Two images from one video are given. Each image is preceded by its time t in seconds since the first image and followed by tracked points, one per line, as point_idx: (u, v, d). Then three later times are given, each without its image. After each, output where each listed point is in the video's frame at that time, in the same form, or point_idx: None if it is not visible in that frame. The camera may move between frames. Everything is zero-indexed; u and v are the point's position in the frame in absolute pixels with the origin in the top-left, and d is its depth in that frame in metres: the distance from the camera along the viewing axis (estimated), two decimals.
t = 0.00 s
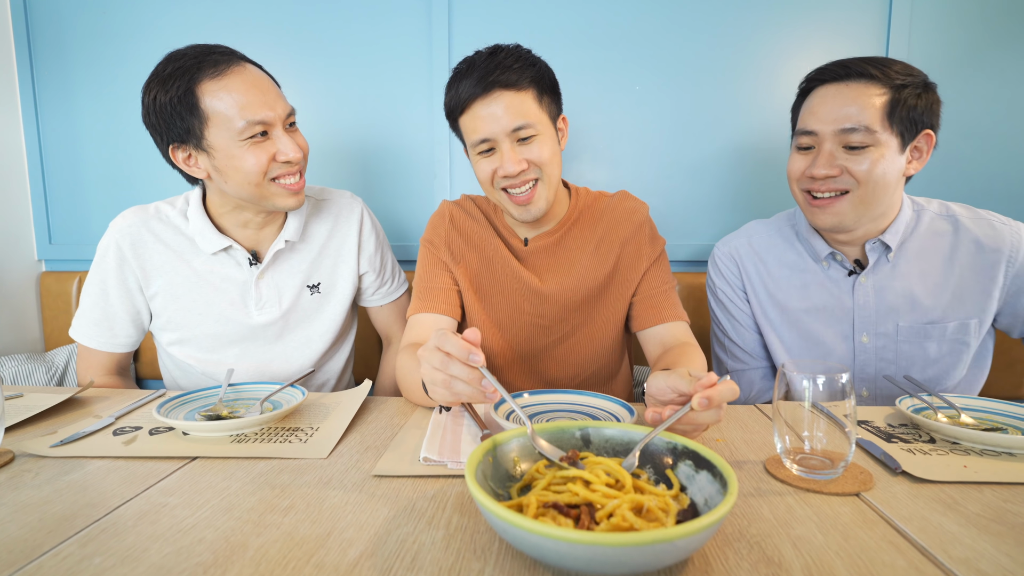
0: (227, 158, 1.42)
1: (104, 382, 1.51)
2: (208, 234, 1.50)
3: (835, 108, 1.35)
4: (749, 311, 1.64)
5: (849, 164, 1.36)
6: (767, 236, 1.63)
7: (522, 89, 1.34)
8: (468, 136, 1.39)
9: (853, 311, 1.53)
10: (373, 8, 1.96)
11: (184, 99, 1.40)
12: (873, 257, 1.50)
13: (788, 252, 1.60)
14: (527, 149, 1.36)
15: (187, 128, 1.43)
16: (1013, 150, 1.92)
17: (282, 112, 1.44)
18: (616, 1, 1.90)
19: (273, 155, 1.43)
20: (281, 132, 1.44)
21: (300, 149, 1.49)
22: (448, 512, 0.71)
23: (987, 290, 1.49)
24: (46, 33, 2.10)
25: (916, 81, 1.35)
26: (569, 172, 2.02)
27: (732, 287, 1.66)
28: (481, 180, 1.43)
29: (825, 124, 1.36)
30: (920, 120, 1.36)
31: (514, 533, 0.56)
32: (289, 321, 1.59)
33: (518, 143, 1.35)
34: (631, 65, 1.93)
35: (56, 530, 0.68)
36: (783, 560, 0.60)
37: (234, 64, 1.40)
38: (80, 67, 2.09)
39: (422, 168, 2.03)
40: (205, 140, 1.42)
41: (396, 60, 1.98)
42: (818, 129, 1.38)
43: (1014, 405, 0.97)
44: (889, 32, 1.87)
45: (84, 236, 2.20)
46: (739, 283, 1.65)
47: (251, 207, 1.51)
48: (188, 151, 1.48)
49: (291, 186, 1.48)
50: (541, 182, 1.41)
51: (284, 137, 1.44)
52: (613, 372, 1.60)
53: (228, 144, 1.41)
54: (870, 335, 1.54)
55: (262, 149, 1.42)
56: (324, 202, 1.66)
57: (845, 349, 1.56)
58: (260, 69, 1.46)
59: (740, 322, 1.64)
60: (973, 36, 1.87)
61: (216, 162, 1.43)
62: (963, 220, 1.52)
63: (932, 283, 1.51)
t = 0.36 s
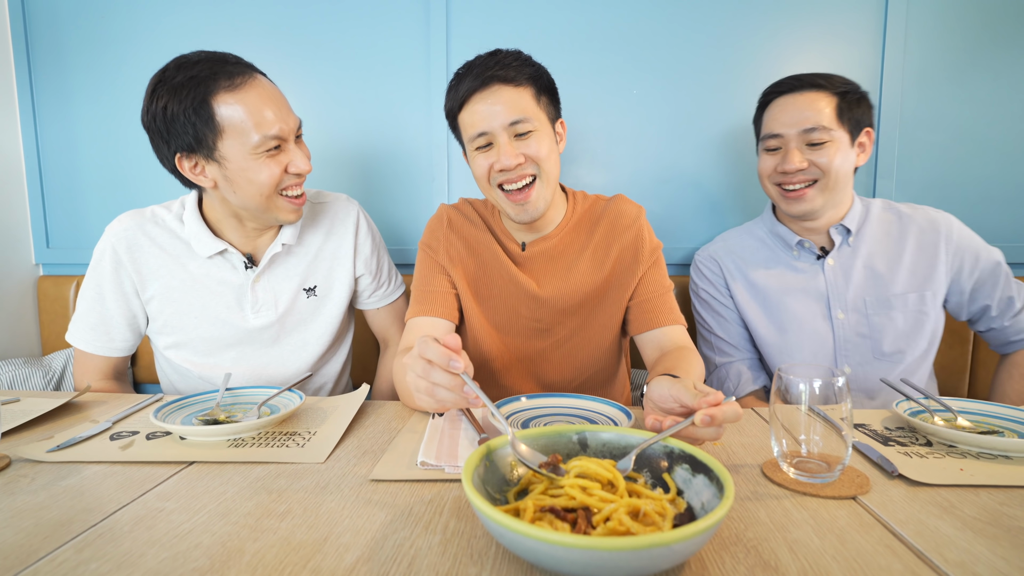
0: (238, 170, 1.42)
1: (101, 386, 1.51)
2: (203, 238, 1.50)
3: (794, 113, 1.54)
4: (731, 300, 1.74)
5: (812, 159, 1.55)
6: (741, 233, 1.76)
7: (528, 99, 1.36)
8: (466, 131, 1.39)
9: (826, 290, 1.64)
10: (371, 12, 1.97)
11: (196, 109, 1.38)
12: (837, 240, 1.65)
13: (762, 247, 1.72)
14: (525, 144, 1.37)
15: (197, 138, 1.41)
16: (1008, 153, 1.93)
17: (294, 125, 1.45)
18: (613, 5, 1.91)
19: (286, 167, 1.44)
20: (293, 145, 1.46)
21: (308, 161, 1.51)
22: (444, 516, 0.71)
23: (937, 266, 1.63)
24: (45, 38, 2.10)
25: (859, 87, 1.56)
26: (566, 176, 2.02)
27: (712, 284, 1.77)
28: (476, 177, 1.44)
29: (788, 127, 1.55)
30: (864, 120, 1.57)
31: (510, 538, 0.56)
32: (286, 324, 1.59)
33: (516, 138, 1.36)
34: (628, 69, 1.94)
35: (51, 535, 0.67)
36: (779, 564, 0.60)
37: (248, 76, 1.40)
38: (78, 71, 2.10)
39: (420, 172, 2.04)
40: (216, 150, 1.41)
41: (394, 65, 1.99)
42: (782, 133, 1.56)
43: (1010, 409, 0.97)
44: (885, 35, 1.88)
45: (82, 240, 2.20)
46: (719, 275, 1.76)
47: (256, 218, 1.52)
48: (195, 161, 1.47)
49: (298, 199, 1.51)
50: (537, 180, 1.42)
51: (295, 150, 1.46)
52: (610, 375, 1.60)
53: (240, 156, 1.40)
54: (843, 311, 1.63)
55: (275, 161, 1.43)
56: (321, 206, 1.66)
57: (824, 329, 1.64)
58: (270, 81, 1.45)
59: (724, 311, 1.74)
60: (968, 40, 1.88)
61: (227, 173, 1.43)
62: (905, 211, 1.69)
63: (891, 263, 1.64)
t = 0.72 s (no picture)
0: (227, 159, 1.41)
1: (95, 386, 1.51)
2: (198, 235, 1.50)
3: (788, 119, 1.58)
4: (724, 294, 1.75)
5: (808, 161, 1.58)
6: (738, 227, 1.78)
7: (524, 96, 1.36)
8: (464, 134, 1.39)
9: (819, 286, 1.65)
10: (368, 13, 1.97)
11: (191, 95, 1.38)
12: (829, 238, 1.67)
13: (758, 243, 1.73)
14: (522, 147, 1.38)
15: (191, 125, 1.42)
16: (999, 155, 1.95)
17: (290, 121, 1.44)
18: (608, 7, 1.92)
19: (275, 160, 1.43)
20: (286, 140, 1.45)
21: (302, 157, 1.50)
22: (439, 514, 0.72)
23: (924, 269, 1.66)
24: (39, 38, 2.09)
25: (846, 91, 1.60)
26: (562, 177, 2.03)
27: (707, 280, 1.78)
28: (474, 180, 1.44)
29: (784, 132, 1.58)
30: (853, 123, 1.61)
31: (505, 536, 0.57)
32: (280, 323, 1.59)
33: (513, 140, 1.37)
34: (624, 71, 1.95)
35: (46, 535, 0.67)
36: (770, 560, 0.60)
37: (249, 70, 1.40)
38: (73, 71, 2.09)
39: (416, 173, 2.04)
40: (209, 138, 1.41)
41: (390, 66, 1.99)
42: (779, 136, 1.59)
43: (1000, 408, 0.98)
44: (878, 39, 1.89)
45: (76, 240, 2.19)
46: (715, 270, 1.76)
47: (246, 212, 1.51)
48: (189, 146, 1.47)
49: (287, 193, 1.49)
50: (535, 182, 1.43)
51: (287, 145, 1.45)
52: (605, 376, 1.60)
53: (230, 144, 1.40)
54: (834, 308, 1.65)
55: (265, 154, 1.42)
56: (316, 205, 1.67)
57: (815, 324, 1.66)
58: (273, 77, 1.46)
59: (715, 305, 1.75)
60: (960, 43, 1.90)
61: (217, 161, 1.42)
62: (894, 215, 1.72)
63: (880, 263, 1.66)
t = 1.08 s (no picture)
0: (209, 154, 1.42)
1: (89, 384, 1.50)
2: (194, 231, 1.50)
3: (840, 119, 1.32)
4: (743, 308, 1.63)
5: (860, 172, 1.34)
6: (768, 234, 1.62)
7: (511, 96, 1.36)
8: (454, 136, 1.40)
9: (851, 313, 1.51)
10: (362, 12, 1.97)
11: (178, 90, 1.40)
12: (873, 258, 1.51)
13: (788, 256, 1.59)
14: (512, 150, 1.38)
15: (178, 119, 1.43)
16: (990, 155, 1.96)
17: (275, 118, 1.43)
18: (603, 6, 1.92)
19: (256, 156, 1.42)
20: (268, 137, 1.43)
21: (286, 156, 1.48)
22: (432, 512, 0.72)
23: (975, 295, 1.50)
24: (31, 35, 2.08)
25: (913, 85, 1.33)
26: (557, 176, 2.03)
27: (728, 294, 1.64)
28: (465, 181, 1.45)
29: (834, 135, 1.33)
30: (920, 122, 1.36)
31: (496, 532, 0.57)
32: (275, 320, 1.59)
33: (504, 143, 1.37)
34: (619, 71, 1.95)
35: (38, 532, 0.67)
36: (759, 556, 0.61)
37: (234, 66, 1.40)
38: (66, 69, 2.08)
39: (411, 171, 2.04)
40: (193, 132, 1.42)
41: (385, 65, 1.99)
42: (828, 139, 1.34)
43: (988, 405, 0.99)
44: (870, 40, 1.90)
45: (69, 238, 2.18)
46: (735, 283, 1.63)
47: (235, 207, 1.52)
48: (178, 140, 1.49)
49: (271, 191, 1.47)
50: (526, 183, 1.43)
51: (270, 142, 1.43)
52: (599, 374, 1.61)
53: (211, 138, 1.40)
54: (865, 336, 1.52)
55: (246, 150, 1.41)
56: (311, 203, 1.66)
57: (839, 350, 1.55)
58: (262, 74, 1.45)
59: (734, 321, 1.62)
60: (952, 44, 1.91)
61: (201, 155, 1.43)
62: (954, 228, 1.52)
63: (925, 288, 1.51)
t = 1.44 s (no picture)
0: (206, 138, 1.36)
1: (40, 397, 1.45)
2: (200, 219, 1.46)
3: (875, 136, 1.25)
4: (735, 291, 1.64)
5: (898, 191, 1.27)
6: (776, 217, 1.62)
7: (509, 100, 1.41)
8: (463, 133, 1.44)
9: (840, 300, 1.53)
10: (325, 18, 1.97)
11: (190, 75, 1.37)
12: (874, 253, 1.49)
13: (785, 239, 1.60)
14: (511, 157, 1.40)
15: (188, 104, 1.39)
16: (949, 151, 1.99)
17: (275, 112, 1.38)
18: (565, 11, 1.94)
19: (245, 147, 1.36)
20: (262, 126, 1.36)
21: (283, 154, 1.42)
22: (375, 510, 0.70)
23: (974, 305, 1.46)
24: None
25: (943, 95, 1.28)
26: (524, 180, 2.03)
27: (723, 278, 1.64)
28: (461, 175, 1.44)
29: (876, 154, 1.25)
30: (946, 134, 1.30)
31: (427, 524, 0.54)
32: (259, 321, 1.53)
33: (506, 150, 1.40)
34: (582, 73, 1.97)
35: None
36: (703, 543, 0.60)
37: (251, 58, 1.39)
38: (23, 77, 2.04)
39: (378, 177, 2.03)
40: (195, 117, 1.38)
41: (350, 71, 1.99)
42: (868, 156, 1.26)
43: (942, 393, 1.00)
44: (827, 42, 1.94)
45: (26, 249, 2.12)
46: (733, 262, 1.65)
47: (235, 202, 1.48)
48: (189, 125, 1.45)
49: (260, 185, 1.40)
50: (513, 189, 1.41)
51: (261, 129, 1.36)
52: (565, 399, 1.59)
53: (210, 123, 1.35)
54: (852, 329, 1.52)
55: (238, 135, 1.35)
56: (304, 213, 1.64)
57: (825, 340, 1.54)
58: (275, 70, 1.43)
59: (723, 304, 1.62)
60: (906, 42, 1.95)
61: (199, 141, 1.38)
62: (964, 237, 1.49)
63: (920, 293, 1.49)
